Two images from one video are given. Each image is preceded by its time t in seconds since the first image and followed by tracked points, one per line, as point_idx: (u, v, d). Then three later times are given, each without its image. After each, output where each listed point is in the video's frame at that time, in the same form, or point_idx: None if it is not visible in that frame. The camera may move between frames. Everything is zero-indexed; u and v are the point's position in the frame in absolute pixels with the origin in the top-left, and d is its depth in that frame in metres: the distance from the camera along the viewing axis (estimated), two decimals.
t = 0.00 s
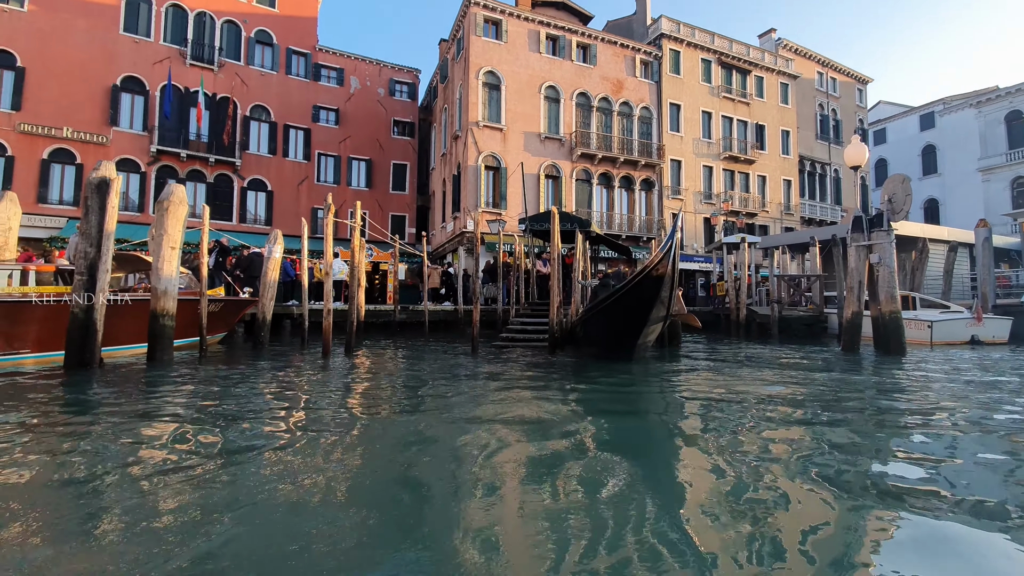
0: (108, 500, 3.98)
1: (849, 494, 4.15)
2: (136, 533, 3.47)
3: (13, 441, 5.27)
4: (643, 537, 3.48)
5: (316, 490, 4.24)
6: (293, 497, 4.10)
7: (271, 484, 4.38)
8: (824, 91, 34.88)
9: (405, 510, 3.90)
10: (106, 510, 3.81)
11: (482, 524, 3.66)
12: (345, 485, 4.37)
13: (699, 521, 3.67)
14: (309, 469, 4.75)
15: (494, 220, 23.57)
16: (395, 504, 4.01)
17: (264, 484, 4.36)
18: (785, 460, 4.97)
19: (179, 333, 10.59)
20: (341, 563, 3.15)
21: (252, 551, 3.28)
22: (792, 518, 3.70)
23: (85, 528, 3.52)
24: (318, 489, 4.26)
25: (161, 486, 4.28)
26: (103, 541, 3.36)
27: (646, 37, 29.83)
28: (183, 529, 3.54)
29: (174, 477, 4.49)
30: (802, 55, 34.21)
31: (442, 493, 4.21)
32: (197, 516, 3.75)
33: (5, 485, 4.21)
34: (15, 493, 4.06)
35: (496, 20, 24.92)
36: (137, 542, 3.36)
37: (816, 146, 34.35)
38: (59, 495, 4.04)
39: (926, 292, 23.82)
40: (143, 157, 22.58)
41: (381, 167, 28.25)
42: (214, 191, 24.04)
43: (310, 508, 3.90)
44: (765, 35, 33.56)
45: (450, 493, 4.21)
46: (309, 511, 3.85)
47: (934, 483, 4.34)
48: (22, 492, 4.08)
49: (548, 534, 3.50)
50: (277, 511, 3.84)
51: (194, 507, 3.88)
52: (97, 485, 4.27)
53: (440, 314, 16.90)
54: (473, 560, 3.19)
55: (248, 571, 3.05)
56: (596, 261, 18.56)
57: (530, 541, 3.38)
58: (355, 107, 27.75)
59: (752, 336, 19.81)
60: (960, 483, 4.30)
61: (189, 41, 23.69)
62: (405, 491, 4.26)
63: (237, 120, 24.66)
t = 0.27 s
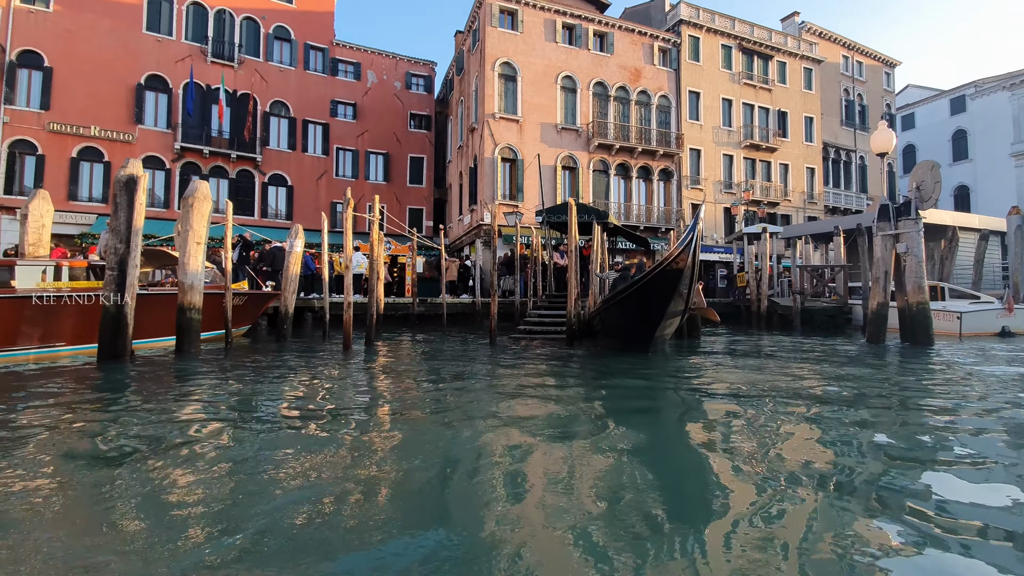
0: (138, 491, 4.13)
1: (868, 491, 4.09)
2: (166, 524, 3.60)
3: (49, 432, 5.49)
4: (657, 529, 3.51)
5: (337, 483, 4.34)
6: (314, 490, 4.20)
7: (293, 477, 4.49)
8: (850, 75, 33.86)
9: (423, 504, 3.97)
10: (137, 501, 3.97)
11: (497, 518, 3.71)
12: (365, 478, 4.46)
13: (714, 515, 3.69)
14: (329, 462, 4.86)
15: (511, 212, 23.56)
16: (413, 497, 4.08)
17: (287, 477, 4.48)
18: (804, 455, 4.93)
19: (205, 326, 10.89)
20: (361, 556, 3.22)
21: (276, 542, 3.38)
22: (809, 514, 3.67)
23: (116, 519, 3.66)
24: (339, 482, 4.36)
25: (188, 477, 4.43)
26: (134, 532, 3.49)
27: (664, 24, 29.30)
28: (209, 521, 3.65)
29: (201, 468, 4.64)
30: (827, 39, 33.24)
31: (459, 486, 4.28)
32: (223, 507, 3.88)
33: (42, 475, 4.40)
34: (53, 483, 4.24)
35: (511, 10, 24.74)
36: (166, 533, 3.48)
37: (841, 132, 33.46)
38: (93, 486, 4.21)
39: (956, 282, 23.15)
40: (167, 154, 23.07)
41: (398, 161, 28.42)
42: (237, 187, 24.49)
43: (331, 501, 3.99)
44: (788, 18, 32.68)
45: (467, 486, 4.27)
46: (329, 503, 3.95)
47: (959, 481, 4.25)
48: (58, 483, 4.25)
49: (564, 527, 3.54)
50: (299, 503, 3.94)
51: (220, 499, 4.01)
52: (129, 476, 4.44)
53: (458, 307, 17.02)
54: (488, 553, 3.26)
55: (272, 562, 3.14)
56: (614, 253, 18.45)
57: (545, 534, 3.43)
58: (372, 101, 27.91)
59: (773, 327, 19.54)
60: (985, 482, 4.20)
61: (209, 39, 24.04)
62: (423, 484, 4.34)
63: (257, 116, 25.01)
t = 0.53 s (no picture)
0: (166, 492, 4.20)
1: (899, 498, 3.98)
2: (194, 524, 3.65)
3: (80, 433, 5.62)
4: (679, 535, 3.47)
5: (359, 485, 4.36)
6: (337, 491, 4.23)
7: (316, 478, 4.53)
8: (872, 69, 33.14)
9: (445, 507, 3.96)
10: (166, 501, 4.03)
11: (519, 521, 3.69)
12: (386, 480, 4.48)
13: (737, 520, 3.63)
14: (351, 463, 4.90)
15: (526, 212, 23.56)
16: (435, 500, 4.09)
17: (310, 478, 4.52)
18: (831, 459, 4.82)
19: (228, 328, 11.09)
20: (386, 559, 3.23)
21: (300, 545, 3.40)
22: (838, 521, 3.58)
23: (145, 519, 3.72)
24: (361, 484, 4.38)
25: (214, 478, 4.49)
26: (163, 532, 3.54)
27: (680, 21, 29.03)
28: (236, 521, 3.70)
29: (226, 469, 4.70)
30: (847, 33, 32.57)
31: (480, 489, 4.26)
32: (248, 508, 3.92)
33: (74, 476, 4.49)
34: (84, 484, 4.33)
35: (526, 11, 24.74)
36: (194, 533, 3.53)
37: (863, 128, 32.75)
38: (122, 486, 4.29)
39: (985, 280, 22.49)
40: (190, 159, 23.57)
41: (414, 163, 28.63)
42: (257, 191, 24.92)
43: (354, 503, 4.01)
44: (807, 13, 32.11)
45: (488, 489, 4.26)
46: (352, 506, 3.96)
47: (996, 489, 4.11)
48: (90, 483, 4.34)
49: (585, 531, 3.51)
50: (322, 505, 3.97)
51: (245, 500, 4.06)
52: (157, 476, 4.52)
53: (475, 307, 17.09)
54: (510, 555, 3.27)
55: (298, 561, 3.19)
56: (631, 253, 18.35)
57: (566, 538, 3.42)
58: (388, 104, 28.17)
59: (794, 328, 19.20)
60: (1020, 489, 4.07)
61: (229, 45, 24.50)
62: (445, 486, 4.34)
63: (277, 120, 25.41)
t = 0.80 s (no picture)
0: (191, 495, 4.26)
1: (929, 510, 3.90)
2: (219, 527, 3.69)
3: (109, 435, 5.73)
4: (700, 544, 3.46)
5: (379, 489, 4.37)
6: (358, 495, 4.25)
7: (337, 482, 4.55)
8: (890, 69, 32.62)
9: (465, 513, 3.95)
10: (191, 504, 4.09)
11: (539, 529, 3.67)
12: (406, 484, 4.49)
13: (762, 533, 3.57)
14: (371, 467, 4.91)
15: (541, 217, 23.58)
16: (456, 506, 4.08)
17: (331, 482, 4.55)
18: (859, 469, 4.71)
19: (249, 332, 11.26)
20: (408, 566, 3.23)
21: (322, 550, 3.41)
22: (861, 532, 3.54)
23: (172, 522, 3.77)
24: (381, 488, 4.40)
25: (238, 481, 4.55)
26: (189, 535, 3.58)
27: (694, 24, 28.92)
28: (258, 525, 3.72)
29: (249, 473, 4.75)
30: (865, 32, 32.11)
31: (500, 496, 4.25)
32: (272, 512, 3.95)
33: (104, 478, 4.58)
34: (113, 486, 4.41)
35: (540, 16, 24.83)
36: (219, 537, 3.56)
37: (882, 128, 32.21)
38: (148, 489, 4.35)
39: (1013, 283, 21.89)
40: (211, 167, 24.05)
41: (429, 168, 28.87)
42: (275, 197, 25.33)
43: (374, 509, 4.01)
44: (823, 13, 31.75)
45: (508, 495, 4.25)
46: (373, 511, 3.97)
47: None
48: (117, 486, 4.42)
49: (607, 543, 3.48)
50: (344, 509, 3.99)
51: (268, 504, 4.09)
52: (182, 479, 4.58)
53: (490, 312, 17.13)
54: (531, 561, 3.29)
55: (323, 564, 3.25)
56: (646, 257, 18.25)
57: (587, 549, 3.39)
58: (403, 111, 28.47)
59: (814, 332, 18.88)
60: None
61: (249, 55, 24.98)
62: (465, 492, 4.33)
63: (295, 127, 25.82)
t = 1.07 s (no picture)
0: (222, 495, 4.32)
1: (966, 520, 3.78)
2: (249, 528, 3.74)
3: (142, 436, 5.86)
4: (726, 551, 3.42)
5: (404, 493, 4.38)
6: (382, 498, 4.26)
7: (362, 484, 4.59)
8: (918, 65, 31.81)
9: (489, 516, 3.94)
10: (220, 504, 4.15)
11: (562, 534, 3.63)
12: (430, 488, 4.49)
13: (790, 542, 3.49)
14: (396, 469, 4.95)
15: (560, 220, 23.55)
16: (478, 509, 4.07)
17: (356, 484, 4.58)
18: (892, 479, 4.56)
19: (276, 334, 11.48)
20: (433, 571, 3.21)
21: (349, 553, 3.42)
22: (894, 541, 3.46)
23: (203, 522, 3.83)
24: (405, 491, 4.41)
25: (266, 482, 4.60)
26: (220, 535, 3.63)
27: (714, 24, 28.65)
28: (284, 527, 3.76)
29: (276, 474, 4.81)
30: (891, 29, 31.38)
31: (523, 500, 4.22)
32: (299, 513, 3.99)
33: (137, 478, 4.68)
34: (147, 486, 4.50)
35: (558, 20, 24.88)
36: (247, 536, 3.62)
37: (910, 126, 31.40)
38: (180, 490, 4.43)
39: None
40: (237, 173, 24.63)
41: (448, 173, 29.11)
42: (299, 203, 25.83)
43: (397, 512, 4.00)
44: (847, 10, 31.13)
45: (532, 499, 4.22)
46: (399, 514, 3.98)
47: None
48: (150, 486, 4.50)
49: (632, 549, 3.43)
50: (370, 511, 4.01)
51: (294, 506, 4.13)
52: (213, 480, 4.65)
53: (510, 315, 17.16)
54: (556, 563, 3.30)
55: (351, 563, 3.30)
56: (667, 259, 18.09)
57: (609, 554, 3.36)
58: (423, 116, 28.78)
59: (841, 335, 18.45)
60: None
61: (273, 64, 25.57)
62: (487, 496, 4.32)
63: (317, 134, 26.30)
